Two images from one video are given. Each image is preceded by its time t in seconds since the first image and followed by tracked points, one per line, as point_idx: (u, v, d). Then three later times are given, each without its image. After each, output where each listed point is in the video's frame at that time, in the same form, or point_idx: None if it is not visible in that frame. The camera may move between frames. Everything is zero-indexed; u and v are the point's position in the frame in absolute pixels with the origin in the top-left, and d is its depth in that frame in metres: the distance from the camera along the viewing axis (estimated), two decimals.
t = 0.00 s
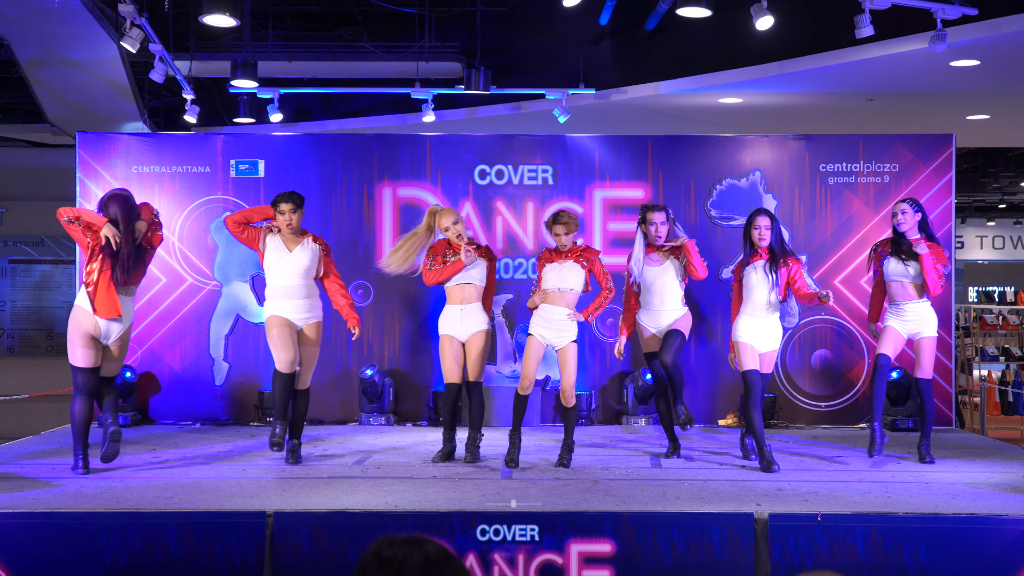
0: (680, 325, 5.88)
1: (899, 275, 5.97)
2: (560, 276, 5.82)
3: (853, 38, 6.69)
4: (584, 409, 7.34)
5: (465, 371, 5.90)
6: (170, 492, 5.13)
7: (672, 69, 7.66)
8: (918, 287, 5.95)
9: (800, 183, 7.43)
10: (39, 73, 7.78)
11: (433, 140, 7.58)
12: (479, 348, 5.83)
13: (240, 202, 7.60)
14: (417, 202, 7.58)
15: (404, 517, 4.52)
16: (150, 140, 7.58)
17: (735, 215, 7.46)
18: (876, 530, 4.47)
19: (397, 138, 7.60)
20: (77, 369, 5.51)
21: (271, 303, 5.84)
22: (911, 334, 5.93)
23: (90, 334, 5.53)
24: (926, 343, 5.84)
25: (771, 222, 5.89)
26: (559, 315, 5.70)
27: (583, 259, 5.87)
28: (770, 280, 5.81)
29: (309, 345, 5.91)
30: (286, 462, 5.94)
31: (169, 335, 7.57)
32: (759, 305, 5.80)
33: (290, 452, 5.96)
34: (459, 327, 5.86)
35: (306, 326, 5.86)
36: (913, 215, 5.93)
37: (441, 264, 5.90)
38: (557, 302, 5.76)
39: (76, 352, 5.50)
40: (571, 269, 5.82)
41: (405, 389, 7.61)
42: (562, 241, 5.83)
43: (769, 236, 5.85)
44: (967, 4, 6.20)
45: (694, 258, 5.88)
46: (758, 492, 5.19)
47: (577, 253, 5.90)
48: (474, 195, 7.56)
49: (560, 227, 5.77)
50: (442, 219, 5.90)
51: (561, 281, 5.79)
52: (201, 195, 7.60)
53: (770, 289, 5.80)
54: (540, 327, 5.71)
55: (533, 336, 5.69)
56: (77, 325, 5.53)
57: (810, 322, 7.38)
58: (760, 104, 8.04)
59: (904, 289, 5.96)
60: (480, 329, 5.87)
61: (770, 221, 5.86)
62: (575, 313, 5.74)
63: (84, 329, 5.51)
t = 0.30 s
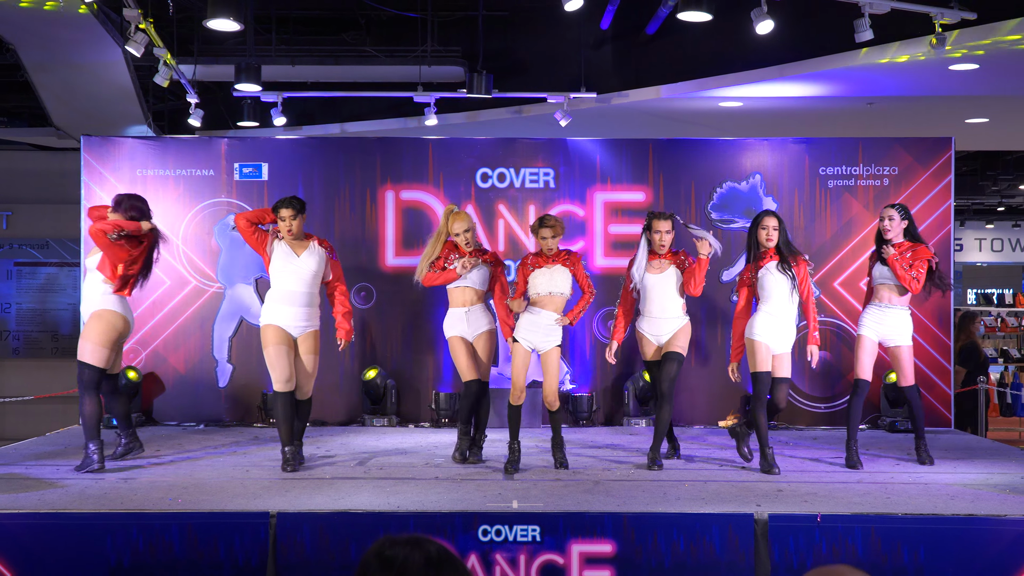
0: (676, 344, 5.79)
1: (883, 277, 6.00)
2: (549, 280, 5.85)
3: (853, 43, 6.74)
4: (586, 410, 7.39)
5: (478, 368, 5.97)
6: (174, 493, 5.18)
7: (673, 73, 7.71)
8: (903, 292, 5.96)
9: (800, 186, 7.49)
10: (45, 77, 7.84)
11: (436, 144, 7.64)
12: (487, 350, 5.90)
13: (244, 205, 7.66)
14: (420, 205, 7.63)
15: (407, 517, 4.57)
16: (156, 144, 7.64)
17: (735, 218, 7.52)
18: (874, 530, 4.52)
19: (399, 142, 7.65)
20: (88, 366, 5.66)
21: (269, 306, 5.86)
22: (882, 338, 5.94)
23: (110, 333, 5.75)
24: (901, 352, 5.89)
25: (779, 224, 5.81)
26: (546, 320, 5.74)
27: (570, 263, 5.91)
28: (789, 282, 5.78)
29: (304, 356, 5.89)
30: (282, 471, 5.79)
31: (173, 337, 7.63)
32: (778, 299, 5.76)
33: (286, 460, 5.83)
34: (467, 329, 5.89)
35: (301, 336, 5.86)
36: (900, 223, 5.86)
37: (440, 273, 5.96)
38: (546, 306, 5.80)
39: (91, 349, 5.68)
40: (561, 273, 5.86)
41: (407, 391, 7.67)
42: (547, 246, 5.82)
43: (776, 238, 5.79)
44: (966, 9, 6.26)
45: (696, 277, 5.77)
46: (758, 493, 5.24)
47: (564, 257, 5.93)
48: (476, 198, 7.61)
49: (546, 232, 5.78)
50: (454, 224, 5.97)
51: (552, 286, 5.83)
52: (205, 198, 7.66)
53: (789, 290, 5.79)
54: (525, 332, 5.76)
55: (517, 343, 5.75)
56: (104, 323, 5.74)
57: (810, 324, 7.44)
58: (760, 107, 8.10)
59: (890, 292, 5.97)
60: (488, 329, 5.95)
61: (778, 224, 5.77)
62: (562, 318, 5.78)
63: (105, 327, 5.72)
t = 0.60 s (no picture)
0: (671, 344, 5.82)
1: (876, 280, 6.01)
2: (545, 277, 5.88)
3: (852, 45, 6.76)
4: (586, 410, 7.42)
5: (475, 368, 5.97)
6: (175, 494, 5.20)
7: (673, 75, 7.73)
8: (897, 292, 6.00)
9: (799, 187, 7.51)
10: (46, 78, 7.87)
11: (436, 145, 7.66)
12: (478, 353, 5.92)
13: (245, 206, 7.68)
14: (420, 207, 7.66)
15: (407, 518, 4.59)
16: (157, 145, 7.67)
17: (734, 219, 7.54)
18: (873, 531, 4.54)
19: (400, 143, 7.68)
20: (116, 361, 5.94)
21: (267, 309, 5.89)
22: (871, 339, 5.95)
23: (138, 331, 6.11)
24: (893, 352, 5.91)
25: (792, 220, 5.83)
26: (539, 317, 5.79)
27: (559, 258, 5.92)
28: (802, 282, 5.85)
29: (296, 357, 5.85)
30: (278, 471, 5.82)
31: (174, 338, 7.65)
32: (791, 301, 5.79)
33: (279, 459, 5.87)
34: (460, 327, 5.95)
35: (295, 339, 5.85)
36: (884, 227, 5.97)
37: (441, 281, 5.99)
38: (539, 304, 5.84)
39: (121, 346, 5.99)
40: (554, 271, 5.90)
41: (407, 392, 7.69)
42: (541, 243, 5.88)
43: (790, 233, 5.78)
44: (964, 11, 6.28)
45: (685, 289, 5.87)
46: (757, 493, 5.26)
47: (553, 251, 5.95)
48: (476, 199, 7.64)
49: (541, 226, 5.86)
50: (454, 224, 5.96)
51: (546, 284, 5.87)
52: (206, 200, 7.68)
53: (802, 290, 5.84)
54: (522, 331, 5.79)
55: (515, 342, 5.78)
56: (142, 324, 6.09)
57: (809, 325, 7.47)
58: (760, 108, 8.11)
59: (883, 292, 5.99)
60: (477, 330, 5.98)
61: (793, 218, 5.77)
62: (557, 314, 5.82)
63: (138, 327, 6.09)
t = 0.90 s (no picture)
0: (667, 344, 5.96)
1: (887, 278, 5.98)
2: (550, 278, 5.88)
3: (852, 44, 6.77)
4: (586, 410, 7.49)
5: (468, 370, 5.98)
6: (175, 493, 5.20)
7: (673, 74, 7.73)
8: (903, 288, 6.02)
9: (799, 186, 7.51)
10: (46, 78, 7.87)
11: (435, 145, 7.66)
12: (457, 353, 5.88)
13: (245, 205, 7.68)
14: (420, 206, 7.66)
15: (407, 517, 4.59)
16: (156, 144, 7.66)
17: (734, 219, 7.54)
18: (873, 530, 4.54)
19: (400, 143, 7.68)
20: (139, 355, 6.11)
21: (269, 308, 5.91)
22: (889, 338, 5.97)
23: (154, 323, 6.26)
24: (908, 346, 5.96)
25: (810, 221, 5.87)
26: (553, 319, 5.78)
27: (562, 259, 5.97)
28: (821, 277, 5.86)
29: (305, 346, 5.87)
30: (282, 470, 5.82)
31: (174, 337, 7.65)
32: (814, 302, 5.80)
33: (284, 458, 5.86)
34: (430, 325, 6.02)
35: (300, 334, 5.89)
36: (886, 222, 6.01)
37: (424, 287, 6.06)
38: (549, 308, 5.84)
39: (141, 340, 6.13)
40: (559, 271, 5.91)
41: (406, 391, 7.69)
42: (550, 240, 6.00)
43: (807, 234, 5.85)
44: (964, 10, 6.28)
45: (683, 266, 5.94)
46: (756, 493, 5.26)
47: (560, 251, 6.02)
48: (476, 198, 7.64)
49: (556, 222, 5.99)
50: (438, 228, 5.97)
51: (551, 286, 5.86)
52: (206, 198, 7.68)
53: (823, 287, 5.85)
54: (543, 336, 5.78)
55: (539, 348, 5.77)
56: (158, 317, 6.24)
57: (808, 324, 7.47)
58: (759, 108, 8.11)
59: (891, 289, 5.99)
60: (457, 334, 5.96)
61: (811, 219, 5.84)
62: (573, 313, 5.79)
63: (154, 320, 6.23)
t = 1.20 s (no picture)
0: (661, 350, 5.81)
1: (903, 277, 5.96)
2: (562, 281, 5.81)
3: (853, 41, 6.73)
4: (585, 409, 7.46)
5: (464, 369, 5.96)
6: (172, 493, 5.16)
7: (673, 71, 7.70)
8: (921, 288, 5.98)
9: (800, 184, 7.47)
10: (43, 75, 7.83)
11: (435, 142, 7.62)
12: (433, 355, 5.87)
13: (243, 203, 7.64)
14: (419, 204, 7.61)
15: (406, 517, 4.55)
16: (154, 142, 7.61)
17: (735, 216, 7.49)
18: (875, 530, 4.49)
19: (399, 140, 7.63)
20: (163, 363, 6.04)
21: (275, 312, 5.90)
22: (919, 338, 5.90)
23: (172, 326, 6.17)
24: (932, 346, 5.86)
25: (826, 221, 5.84)
26: (569, 324, 5.72)
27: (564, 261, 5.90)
28: (830, 280, 5.84)
29: (312, 357, 5.90)
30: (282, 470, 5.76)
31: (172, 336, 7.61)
32: (825, 305, 5.79)
33: (285, 458, 5.81)
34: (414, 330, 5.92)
35: (308, 337, 5.88)
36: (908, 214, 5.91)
37: (400, 292, 5.97)
38: (561, 313, 5.78)
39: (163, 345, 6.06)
40: (570, 275, 5.83)
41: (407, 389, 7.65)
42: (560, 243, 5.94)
43: (825, 236, 5.81)
44: (966, 6, 6.24)
45: (681, 257, 5.92)
46: (758, 492, 5.22)
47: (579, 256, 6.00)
48: (475, 196, 7.59)
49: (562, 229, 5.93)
50: (420, 227, 5.94)
51: (565, 289, 5.79)
52: (204, 196, 7.63)
53: (835, 292, 5.81)
54: (553, 339, 5.73)
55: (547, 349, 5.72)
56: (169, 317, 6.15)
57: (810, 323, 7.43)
58: (761, 105, 8.07)
59: (906, 290, 5.96)
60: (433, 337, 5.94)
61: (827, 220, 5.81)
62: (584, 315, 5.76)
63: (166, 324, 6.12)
